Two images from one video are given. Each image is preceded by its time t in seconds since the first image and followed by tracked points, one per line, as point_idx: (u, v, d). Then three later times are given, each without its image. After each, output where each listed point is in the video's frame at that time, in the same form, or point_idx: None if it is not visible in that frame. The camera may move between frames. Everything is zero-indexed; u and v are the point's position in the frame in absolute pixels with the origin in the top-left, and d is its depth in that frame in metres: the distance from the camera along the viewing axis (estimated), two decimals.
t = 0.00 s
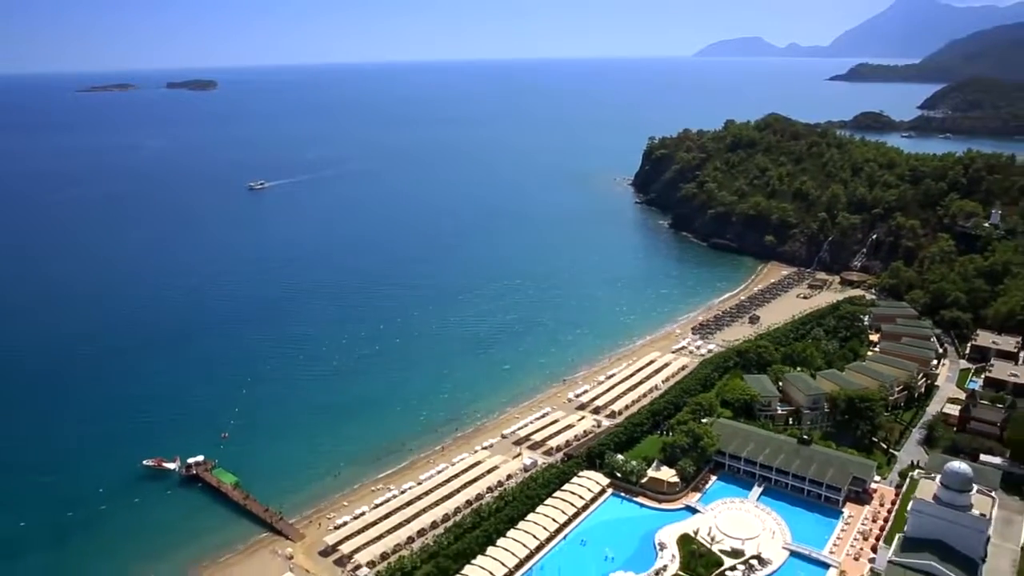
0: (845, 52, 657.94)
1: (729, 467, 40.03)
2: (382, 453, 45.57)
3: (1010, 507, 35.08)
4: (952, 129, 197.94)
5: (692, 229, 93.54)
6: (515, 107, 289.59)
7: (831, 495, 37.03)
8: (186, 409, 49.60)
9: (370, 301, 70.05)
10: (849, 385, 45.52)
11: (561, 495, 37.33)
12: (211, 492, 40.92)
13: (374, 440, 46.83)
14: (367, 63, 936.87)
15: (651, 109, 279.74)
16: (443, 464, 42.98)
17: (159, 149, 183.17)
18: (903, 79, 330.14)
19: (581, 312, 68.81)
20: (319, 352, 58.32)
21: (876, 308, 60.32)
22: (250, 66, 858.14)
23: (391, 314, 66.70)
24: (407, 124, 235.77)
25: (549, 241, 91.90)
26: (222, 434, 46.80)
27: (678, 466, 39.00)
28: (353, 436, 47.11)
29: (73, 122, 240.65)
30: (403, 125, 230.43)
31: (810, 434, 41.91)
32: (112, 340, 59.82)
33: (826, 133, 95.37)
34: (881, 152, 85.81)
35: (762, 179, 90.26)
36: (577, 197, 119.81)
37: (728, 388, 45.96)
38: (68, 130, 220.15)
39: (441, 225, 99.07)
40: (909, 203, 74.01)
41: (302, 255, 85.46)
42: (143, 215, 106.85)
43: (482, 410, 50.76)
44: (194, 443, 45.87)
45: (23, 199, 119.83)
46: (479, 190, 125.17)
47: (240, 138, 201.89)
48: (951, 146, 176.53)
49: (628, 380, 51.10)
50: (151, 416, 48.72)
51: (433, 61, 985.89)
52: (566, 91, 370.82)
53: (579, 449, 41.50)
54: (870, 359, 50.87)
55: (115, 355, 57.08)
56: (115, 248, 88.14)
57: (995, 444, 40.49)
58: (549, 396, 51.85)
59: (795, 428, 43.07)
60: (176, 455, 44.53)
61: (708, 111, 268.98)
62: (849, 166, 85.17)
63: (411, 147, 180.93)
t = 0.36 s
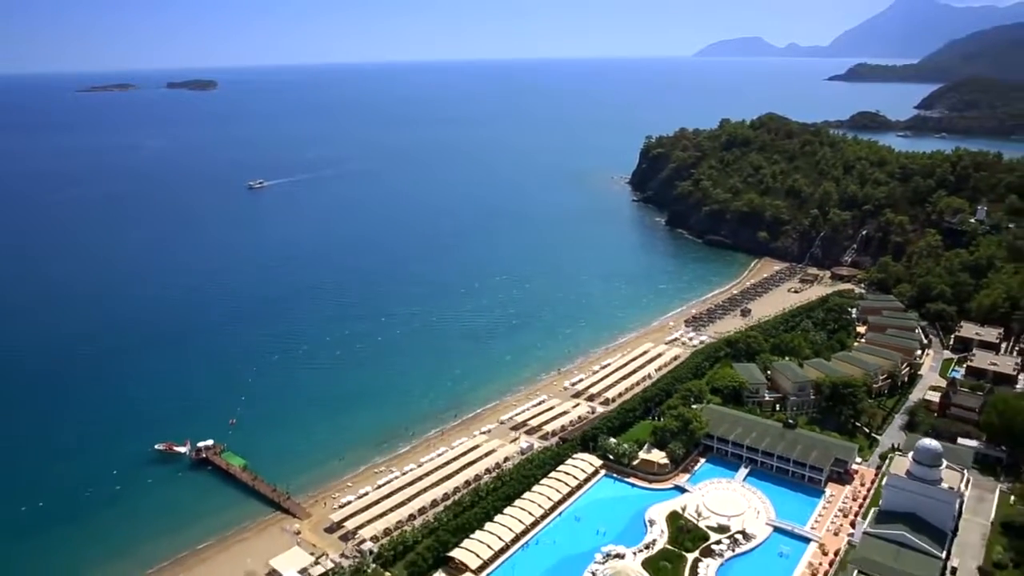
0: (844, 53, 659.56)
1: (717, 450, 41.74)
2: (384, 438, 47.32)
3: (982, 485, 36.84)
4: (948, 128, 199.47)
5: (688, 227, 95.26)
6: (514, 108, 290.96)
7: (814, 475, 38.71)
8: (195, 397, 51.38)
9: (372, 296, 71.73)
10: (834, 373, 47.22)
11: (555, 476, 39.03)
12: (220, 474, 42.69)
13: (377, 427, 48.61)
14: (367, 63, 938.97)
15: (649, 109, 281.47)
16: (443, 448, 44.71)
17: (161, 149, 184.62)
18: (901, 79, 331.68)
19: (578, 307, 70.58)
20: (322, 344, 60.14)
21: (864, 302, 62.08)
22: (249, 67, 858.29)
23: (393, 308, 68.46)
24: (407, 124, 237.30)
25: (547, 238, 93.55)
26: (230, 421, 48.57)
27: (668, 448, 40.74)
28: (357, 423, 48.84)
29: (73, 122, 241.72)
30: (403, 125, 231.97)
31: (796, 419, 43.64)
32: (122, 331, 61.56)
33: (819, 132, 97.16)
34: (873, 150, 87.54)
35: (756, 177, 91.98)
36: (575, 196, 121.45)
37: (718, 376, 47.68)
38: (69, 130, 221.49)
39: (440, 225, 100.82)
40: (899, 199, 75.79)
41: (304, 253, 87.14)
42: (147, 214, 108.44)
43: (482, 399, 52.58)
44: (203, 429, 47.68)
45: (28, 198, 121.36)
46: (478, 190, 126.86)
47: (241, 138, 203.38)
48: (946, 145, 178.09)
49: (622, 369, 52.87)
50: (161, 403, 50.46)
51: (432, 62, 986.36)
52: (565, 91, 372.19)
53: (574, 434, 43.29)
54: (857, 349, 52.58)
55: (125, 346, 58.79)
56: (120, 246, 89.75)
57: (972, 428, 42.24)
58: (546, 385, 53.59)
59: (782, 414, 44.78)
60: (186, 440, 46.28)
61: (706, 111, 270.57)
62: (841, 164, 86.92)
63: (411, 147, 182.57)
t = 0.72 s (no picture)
0: (843, 53, 661.36)
1: (706, 434, 43.42)
2: (386, 425, 49.04)
3: (957, 466, 38.56)
4: (943, 128, 201.14)
5: (683, 224, 97.01)
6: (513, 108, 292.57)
7: (798, 457, 40.39)
8: (203, 385, 53.13)
9: (374, 291, 73.51)
10: (820, 361, 48.89)
11: (551, 458, 40.76)
12: (229, 458, 44.42)
13: (380, 414, 50.35)
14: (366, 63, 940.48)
15: (647, 109, 283.20)
16: (443, 433, 46.41)
17: (162, 148, 186.24)
18: (899, 79, 333.47)
19: (574, 301, 72.28)
20: (325, 336, 61.90)
21: (852, 295, 63.83)
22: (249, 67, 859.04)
23: (393, 302, 70.19)
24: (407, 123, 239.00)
25: (544, 235, 95.26)
26: (238, 408, 50.33)
27: (659, 432, 42.46)
28: (360, 410, 50.58)
29: (73, 122, 242.94)
30: (403, 125, 233.76)
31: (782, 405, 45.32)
32: (130, 324, 63.36)
33: (812, 131, 98.94)
34: (864, 148, 89.31)
35: (750, 175, 93.76)
36: (572, 194, 123.19)
37: (708, 365, 49.42)
38: (71, 129, 222.91)
39: (439, 222, 102.43)
40: (889, 196, 77.53)
41: (305, 249, 88.88)
42: (151, 212, 109.97)
43: (480, 388, 54.33)
44: (212, 415, 49.43)
45: (35, 197, 123.28)
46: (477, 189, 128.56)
47: (242, 137, 205.01)
48: (942, 144, 179.96)
49: (616, 359, 54.62)
50: (170, 391, 52.22)
51: (432, 62, 986.73)
52: (565, 91, 373.91)
53: (569, 419, 45.03)
54: (844, 340, 54.29)
55: (133, 338, 60.54)
56: (126, 243, 91.42)
57: (951, 413, 43.93)
58: (542, 374, 55.33)
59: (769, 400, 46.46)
60: (195, 426, 48.02)
61: (704, 112, 272.40)
62: (833, 162, 88.71)
63: (411, 147, 184.23)
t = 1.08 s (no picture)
0: (842, 53, 662.59)
1: (696, 419, 45.15)
2: (388, 413, 50.81)
3: (935, 447, 40.36)
4: (938, 127, 202.76)
5: (679, 221, 98.80)
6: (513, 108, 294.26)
7: (784, 440, 42.08)
8: (210, 375, 54.93)
9: (376, 287, 75.28)
10: (807, 350, 50.63)
11: (547, 441, 42.51)
12: (238, 442, 46.19)
13: (382, 402, 52.14)
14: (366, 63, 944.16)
15: (646, 109, 284.90)
16: (443, 418, 48.24)
17: (165, 148, 187.90)
18: (896, 79, 335.15)
19: (571, 296, 74.10)
20: (328, 329, 63.74)
21: (842, 289, 65.61)
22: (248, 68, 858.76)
23: (394, 297, 72.00)
24: (407, 123, 240.67)
25: (542, 233, 97.11)
26: (246, 396, 52.11)
27: (651, 417, 44.28)
28: (363, 398, 52.38)
29: (74, 122, 244.61)
30: (403, 125, 235.64)
31: (770, 392, 47.06)
32: (139, 318, 65.27)
33: (806, 129, 100.74)
34: (856, 146, 91.10)
35: (744, 173, 95.55)
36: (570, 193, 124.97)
37: (699, 354, 51.18)
38: (73, 130, 224.47)
39: (439, 221, 104.27)
40: (879, 193, 79.32)
41: (307, 247, 90.68)
42: (155, 211, 111.66)
43: (479, 378, 56.10)
44: (220, 402, 51.24)
45: (39, 196, 124.98)
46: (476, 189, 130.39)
47: (243, 137, 206.65)
48: (937, 142, 181.84)
49: (611, 349, 56.40)
50: (180, 380, 54.11)
51: (432, 62, 987.56)
52: (564, 91, 375.59)
53: (564, 405, 46.84)
54: (831, 330, 56.04)
55: (142, 331, 62.36)
56: (132, 241, 93.13)
57: (932, 399, 45.73)
58: (539, 364, 57.10)
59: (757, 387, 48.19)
60: (204, 412, 49.81)
61: (703, 112, 274.33)
62: (825, 160, 90.44)
63: (410, 147, 185.95)
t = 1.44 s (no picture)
0: (841, 53, 664.12)
1: (687, 405, 46.91)
2: (390, 401, 52.57)
3: (915, 430, 42.11)
4: (934, 127, 204.40)
5: (674, 218, 100.60)
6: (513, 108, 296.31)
7: (770, 425, 43.82)
8: (217, 365, 56.74)
9: (377, 282, 77.01)
10: (795, 340, 52.38)
11: (542, 426, 44.26)
12: (245, 428, 47.94)
13: (384, 391, 53.91)
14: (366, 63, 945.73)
15: (645, 109, 286.58)
16: (443, 405, 49.96)
17: (166, 147, 189.51)
18: (894, 80, 336.74)
19: (568, 290, 75.87)
20: (331, 322, 65.52)
21: (831, 282, 67.37)
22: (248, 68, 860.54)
23: (396, 292, 73.80)
24: (407, 123, 242.33)
25: (540, 230, 98.90)
26: (251, 385, 53.88)
27: (643, 403, 46.04)
28: (365, 388, 54.13)
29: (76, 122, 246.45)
30: (403, 125, 237.44)
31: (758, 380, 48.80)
32: (147, 311, 67.07)
33: (799, 129, 102.58)
34: (848, 145, 92.91)
35: (739, 171, 97.36)
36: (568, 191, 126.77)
37: (691, 344, 52.91)
38: (75, 129, 225.97)
39: (439, 219, 106.09)
40: (869, 190, 81.14)
41: (310, 243, 92.40)
42: (158, 209, 113.32)
43: (478, 368, 57.84)
44: (228, 391, 53.02)
45: (44, 194, 126.78)
46: (476, 188, 132.21)
47: (245, 137, 208.42)
48: (931, 141, 184.15)
49: (606, 340, 58.12)
50: (188, 369, 55.91)
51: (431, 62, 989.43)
52: (563, 91, 377.13)
53: (560, 392, 48.62)
54: (819, 322, 57.80)
55: (150, 324, 64.13)
56: (137, 237, 94.75)
57: (913, 386, 47.45)
58: (536, 355, 58.85)
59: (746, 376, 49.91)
60: (212, 399, 51.57)
61: (701, 112, 276.73)
62: (818, 158, 92.24)
63: (410, 147, 187.70)
